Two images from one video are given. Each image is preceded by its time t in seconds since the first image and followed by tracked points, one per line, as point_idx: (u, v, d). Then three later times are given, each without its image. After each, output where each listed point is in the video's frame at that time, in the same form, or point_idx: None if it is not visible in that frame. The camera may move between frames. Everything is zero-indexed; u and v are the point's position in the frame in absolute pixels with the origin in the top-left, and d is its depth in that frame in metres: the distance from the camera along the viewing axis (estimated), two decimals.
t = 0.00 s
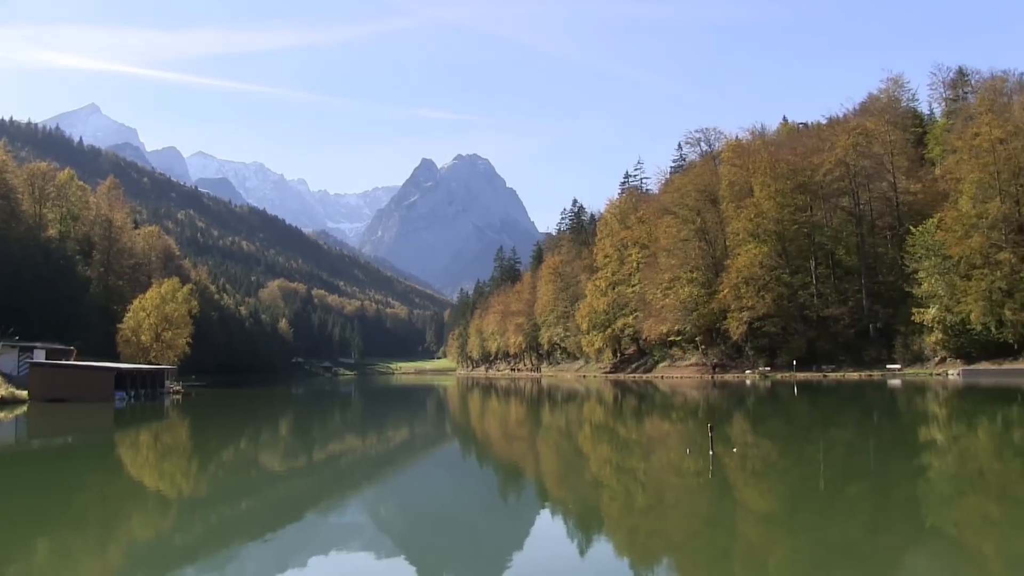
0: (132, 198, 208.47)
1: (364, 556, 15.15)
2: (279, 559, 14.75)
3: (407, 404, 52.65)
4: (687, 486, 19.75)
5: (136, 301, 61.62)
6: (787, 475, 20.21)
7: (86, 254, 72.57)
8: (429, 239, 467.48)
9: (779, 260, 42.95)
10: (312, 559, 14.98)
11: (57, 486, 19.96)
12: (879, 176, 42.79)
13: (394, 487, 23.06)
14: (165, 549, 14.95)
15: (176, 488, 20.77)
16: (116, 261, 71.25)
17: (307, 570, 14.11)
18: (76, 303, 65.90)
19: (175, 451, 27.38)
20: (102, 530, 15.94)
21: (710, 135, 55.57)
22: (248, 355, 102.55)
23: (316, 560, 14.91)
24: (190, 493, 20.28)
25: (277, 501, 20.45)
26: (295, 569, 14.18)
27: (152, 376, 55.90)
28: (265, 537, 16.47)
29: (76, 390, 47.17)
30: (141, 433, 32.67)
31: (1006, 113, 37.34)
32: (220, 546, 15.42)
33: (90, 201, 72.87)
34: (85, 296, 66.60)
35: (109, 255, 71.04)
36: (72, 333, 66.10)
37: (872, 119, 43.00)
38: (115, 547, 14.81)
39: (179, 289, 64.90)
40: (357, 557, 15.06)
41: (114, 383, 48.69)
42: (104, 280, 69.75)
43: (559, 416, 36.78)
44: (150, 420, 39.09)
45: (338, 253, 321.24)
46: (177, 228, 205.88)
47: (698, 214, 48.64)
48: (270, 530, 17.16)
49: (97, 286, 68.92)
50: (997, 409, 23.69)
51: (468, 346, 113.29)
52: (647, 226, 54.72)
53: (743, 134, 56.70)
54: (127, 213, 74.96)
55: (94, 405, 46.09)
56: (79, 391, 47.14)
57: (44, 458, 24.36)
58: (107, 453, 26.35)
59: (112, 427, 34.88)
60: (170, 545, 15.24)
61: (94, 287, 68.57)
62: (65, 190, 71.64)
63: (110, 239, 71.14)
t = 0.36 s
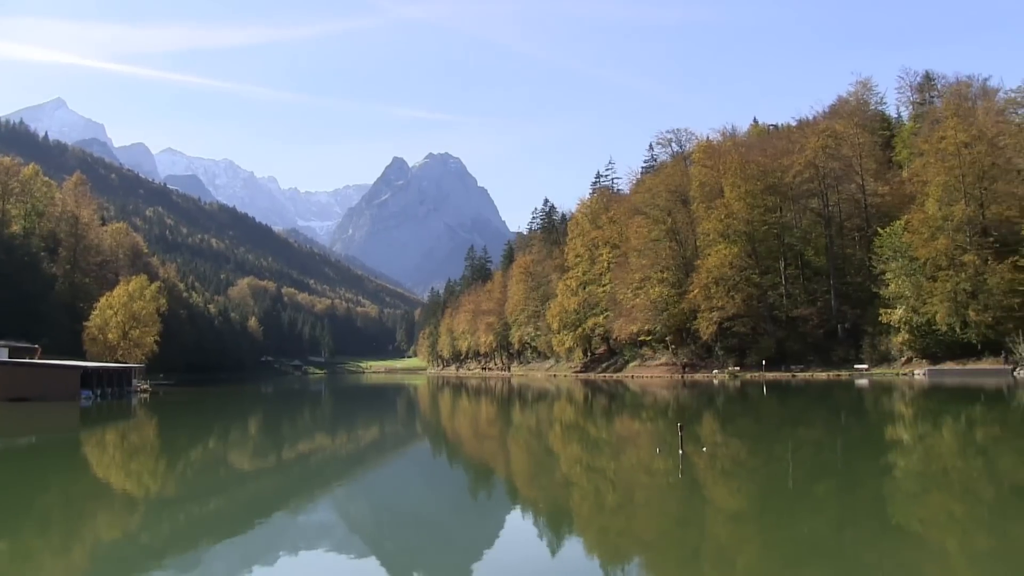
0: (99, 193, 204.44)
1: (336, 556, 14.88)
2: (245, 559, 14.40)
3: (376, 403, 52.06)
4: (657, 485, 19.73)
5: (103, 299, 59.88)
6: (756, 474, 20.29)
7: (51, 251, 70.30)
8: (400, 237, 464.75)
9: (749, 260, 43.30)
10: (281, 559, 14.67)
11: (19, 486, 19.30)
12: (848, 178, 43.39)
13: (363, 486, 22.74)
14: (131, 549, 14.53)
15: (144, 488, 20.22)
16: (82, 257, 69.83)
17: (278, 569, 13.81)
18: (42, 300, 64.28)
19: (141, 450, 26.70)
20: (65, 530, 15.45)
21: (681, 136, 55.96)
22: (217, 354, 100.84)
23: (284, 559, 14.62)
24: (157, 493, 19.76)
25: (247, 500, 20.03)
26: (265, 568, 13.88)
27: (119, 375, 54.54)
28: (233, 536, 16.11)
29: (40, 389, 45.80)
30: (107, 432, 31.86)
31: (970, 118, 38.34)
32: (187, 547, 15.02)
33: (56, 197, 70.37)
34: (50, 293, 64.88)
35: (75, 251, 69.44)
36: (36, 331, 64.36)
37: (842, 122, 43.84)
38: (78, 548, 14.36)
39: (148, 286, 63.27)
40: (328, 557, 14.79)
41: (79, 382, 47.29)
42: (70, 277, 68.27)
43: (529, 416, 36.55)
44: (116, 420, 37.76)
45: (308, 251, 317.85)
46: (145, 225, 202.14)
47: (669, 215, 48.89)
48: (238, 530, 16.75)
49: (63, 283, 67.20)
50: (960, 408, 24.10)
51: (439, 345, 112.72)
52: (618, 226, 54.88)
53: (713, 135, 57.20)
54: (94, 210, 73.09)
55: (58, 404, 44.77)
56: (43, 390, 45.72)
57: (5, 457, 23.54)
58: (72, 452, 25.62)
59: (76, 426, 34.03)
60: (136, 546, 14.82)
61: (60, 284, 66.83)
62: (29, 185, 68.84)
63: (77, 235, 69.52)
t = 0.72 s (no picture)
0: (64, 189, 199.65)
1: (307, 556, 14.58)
2: (212, 560, 14.03)
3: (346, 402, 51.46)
4: (626, 484, 19.68)
5: (68, 296, 58.42)
6: (723, 473, 20.36)
7: (14, 248, 68.01)
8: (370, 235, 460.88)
9: (718, 261, 43.65)
10: (249, 559, 14.34)
11: None
12: (817, 179, 44.08)
13: (332, 485, 22.39)
14: (97, 551, 14.10)
15: (109, 488, 19.64)
16: (47, 254, 67.87)
17: (247, 570, 13.48)
18: (5, 297, 62.42)
19: (106, 450, 25.94)
20: (27, 532, 14.90)
21: (652, 137, 56.27)
22: (185, 353, 98.85)
23: (253, 558, 14.31)
24: (124, 493, 19.22)
25: (216, 500, 19.57)
26: (233, 569, 13.57)
27: (85, 373, 53.13)
28: (200, 537, 15.71)
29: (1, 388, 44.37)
30: (71, 432, 30.90)
31: (936, 121, 39.36)
32: (154, 548, 14.61)
33: (19, 192, 67.38)
34: (13, 290, 63.03)
35: (39, 248, 67.38)
36: None
37: (810, 124, 44.25)
38: (40, 549, 13.87)
39: (114, 284, 62.17)
40: (298, 557, 14.47)
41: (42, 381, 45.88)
42: (34, 274, 66.41)
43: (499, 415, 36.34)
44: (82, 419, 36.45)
45: (276, 249, 313.64)
46: (111, 221, 197.67)
47: (639, 215, 49.12)
48: (204, 530, 16.34)
49: (27, 280, 65.28)
50: (924, 408, 24.49)
51: (408, 344, 111.84)
52: (588, 226, 55.03)
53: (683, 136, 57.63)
54: (60, 205, 70.51)
55: (20, 403, 43.43)
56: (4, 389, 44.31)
57: None
58: (34, 452, 24.80)
59: (39, 426, 32.99)
60: (101, 547, 14.38)
61: (23, 281, 64.90)
62: None
63: (41, 232, 67.24)
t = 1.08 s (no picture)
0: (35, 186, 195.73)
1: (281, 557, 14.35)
2: (183, 561, 13.68)
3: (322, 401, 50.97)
4: (601, 483, 19.62)
5: (40, 294, 57.09)
6: (698, 472, 20.39)
7: None
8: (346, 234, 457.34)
9: (694, 261, 43.85)
10: (221, 560, 14.04)
11: None
12: (792, 181, 44.51)
13: (307, 485, 22.08)
14: (66, 552, 13.72)
15: (80, 488, 19.18)
16: (18, 252, 66.19)
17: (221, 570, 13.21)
18: None
19: (77, 449, 25.32)
20: None
21: (628, 137, 56.43)
22: (159, 352, 97.19)
23: (227, 559, 14.04)
24: (96, 493, 18.78)
25: (190, 499, 19.18)
26: (206, 569, 13.28)
27: (56, 372, 51.95)
28: (171, 537, 15.36)
29: None
30: (41, 432, 30.15)
31: (909, 124, 39.94)
32: (126, 548, 14.28)
33: None
34: None
35: (10, 246, 65.56)
36: None
37: (785, 125, 44.54)
38: (8, 551, 13.45)
39: (87, 282, 60.51)
40: (273, 558, 14.22)
41: (12, 381, 44.72)
42: (4, 272, 64.83)
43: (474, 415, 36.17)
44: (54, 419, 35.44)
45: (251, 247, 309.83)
46: (83, 219, 193.85)
47: (615, 215, 49.18)
48: (175, 530, 15.98)
49: None
50: (896, 408, 24.75)
51: (384, 343, 111.02)
52: (564, 226, 55.03)
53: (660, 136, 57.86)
54: (31, 202, 68.62)
55: None
56: None
57: None
58: (3, 452, 24.15)
59: (9, 426, 32.18)
60: (71, 548, 14.00)
61: None
62: None
63: (12, 230, 65.17)
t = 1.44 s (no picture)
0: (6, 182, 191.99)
1: (255, 558, 14.09)
2: (153, 562, 13.38)
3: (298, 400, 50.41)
4: (577, 483, 19.57)
5: (9, 292, 55.82)
6: (673, 472, 20.42)
7: None
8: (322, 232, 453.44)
9: (669, 261, 44.05)
10: (194, 561, 13.78)
11: None
12: (767, 182, 44.96)
13: (282, 484, 21.76)
14: (34, 554, 13.38)
15: (49, 488, 18.74)
16: None
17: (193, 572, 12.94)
18: None
19: (46, 449, 24.73)
20: None
21: (605, 137, 56.60)
22: (132, 350, 95.53)
23: (200, 559, 13.80)
24: (65, 493, 18.35)
25: (163, 499, 18.82)
26: (177, 570, 13.03)
27: (25, 371, 50.78)
28: (143, 537, 15.05)
29: None
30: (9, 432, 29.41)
31: (882, 126, 40.55)
32: (97, 549, 13.96)
33: None
34: None
35: None
36: None
37: (761, 126, 45.14)
38: None
39: (58, 280, 59.30)
40: (246, 559, 13.96)
41: None
42: None
43: (450, 414, 36.00)
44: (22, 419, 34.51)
45: (225, 245, 305.86)
46: (54, 215, 190.18)
47: (591, 214, 49.26)
48: (147, 531, 15.66)
49: None
50: (869, 407, 25.04)
51: (359, 342, 110.15)
52: (540, 226, 55.03)
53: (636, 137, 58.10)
54: None
55: None
56: None
57: None
58: None
59: None
60: (39, 550, 13.65)
61: None
62: None
63: None
